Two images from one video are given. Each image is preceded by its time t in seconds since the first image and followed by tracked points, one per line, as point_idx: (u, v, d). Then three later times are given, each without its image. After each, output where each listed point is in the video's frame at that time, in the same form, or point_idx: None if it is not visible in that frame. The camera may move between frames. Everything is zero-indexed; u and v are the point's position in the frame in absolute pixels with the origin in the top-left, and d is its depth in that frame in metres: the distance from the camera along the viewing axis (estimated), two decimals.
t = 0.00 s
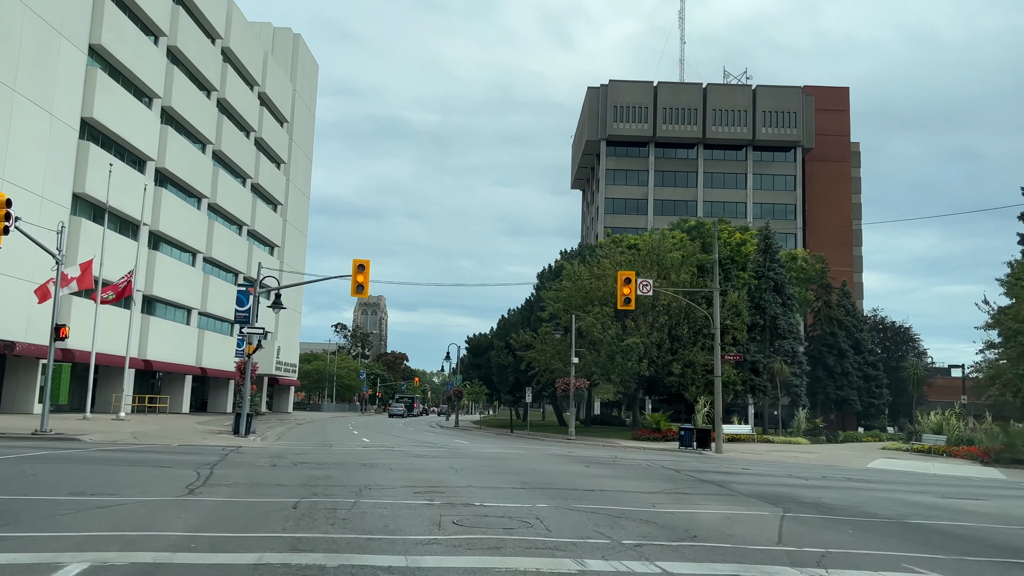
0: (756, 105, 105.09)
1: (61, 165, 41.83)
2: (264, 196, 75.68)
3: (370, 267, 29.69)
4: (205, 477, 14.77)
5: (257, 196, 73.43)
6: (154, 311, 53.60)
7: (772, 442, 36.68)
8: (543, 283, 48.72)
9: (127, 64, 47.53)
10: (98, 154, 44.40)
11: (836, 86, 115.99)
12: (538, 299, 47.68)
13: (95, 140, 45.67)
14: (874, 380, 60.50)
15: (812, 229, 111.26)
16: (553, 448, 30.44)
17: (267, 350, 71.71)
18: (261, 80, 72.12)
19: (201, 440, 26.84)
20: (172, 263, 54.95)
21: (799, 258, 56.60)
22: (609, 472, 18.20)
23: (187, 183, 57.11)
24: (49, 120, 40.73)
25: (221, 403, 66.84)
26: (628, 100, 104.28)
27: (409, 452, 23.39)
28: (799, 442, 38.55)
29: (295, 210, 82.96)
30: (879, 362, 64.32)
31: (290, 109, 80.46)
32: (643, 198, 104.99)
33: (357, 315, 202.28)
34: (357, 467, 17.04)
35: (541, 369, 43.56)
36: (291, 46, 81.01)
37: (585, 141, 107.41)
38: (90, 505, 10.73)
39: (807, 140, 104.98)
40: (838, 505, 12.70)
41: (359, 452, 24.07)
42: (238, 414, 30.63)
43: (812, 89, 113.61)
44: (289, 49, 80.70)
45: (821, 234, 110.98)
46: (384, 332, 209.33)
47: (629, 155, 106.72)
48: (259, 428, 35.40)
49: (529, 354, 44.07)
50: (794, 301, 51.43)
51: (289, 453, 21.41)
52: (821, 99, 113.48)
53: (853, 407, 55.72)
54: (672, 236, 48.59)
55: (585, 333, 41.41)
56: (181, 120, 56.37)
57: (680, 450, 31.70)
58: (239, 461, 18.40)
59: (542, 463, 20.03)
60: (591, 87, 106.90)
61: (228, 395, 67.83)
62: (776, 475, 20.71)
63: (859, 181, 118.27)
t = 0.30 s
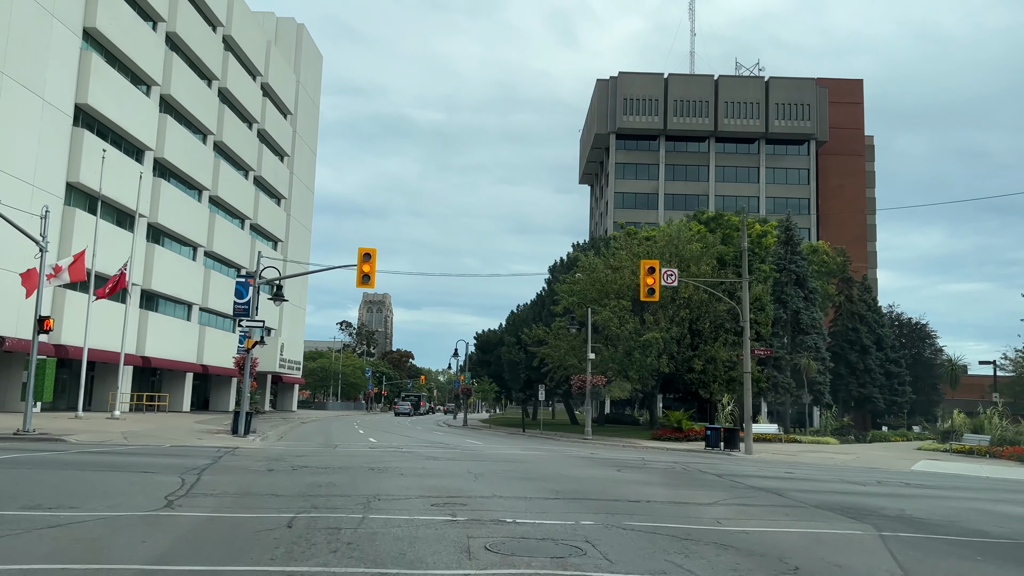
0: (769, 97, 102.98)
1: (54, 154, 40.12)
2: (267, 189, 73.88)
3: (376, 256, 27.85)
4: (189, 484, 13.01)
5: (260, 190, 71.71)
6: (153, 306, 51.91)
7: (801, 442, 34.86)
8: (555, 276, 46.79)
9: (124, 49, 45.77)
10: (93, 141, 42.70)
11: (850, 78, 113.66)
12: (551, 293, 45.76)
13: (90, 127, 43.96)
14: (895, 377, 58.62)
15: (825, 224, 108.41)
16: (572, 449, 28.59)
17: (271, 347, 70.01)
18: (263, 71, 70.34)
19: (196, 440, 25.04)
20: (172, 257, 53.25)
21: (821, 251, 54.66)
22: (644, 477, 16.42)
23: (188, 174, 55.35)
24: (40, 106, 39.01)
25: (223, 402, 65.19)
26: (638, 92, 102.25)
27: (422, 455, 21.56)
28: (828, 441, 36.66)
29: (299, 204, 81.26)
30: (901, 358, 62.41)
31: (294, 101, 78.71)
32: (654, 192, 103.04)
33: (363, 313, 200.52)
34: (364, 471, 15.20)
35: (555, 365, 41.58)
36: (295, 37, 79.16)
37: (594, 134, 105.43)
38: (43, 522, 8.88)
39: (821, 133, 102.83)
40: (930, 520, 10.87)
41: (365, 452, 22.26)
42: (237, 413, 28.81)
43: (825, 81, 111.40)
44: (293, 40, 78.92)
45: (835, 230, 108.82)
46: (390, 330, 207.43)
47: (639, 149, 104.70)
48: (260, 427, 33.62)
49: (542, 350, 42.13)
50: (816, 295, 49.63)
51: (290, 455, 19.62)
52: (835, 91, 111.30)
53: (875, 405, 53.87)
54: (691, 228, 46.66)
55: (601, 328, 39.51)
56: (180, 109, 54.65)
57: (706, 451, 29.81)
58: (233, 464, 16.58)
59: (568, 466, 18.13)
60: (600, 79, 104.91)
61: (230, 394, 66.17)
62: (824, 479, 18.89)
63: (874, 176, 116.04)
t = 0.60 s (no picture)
0: (780, 90, 101.18)
1: (47, 142, 38.64)
2: (269, 183, 72.34)
3: (381, 246, 26.29)
4: (171, 492, 11.42)
5: (263, 184, 70.19)
6: (151, 302, 50.43)
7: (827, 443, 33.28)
8: (567, 271, 45.13)
9: (121, 35, 44.24)
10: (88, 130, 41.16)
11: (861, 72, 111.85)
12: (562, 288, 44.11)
13: (85, 115, 42.43)
14: (916, 376, 56.96)
15: (837, 220, 106.54)
16: (591, 450, 26.98)
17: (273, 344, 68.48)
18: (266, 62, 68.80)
19: (190, 441, 23.45)
20: (172, 251, 51.76)
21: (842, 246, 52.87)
22: (682, 483, 14.84)
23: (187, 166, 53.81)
24: (32, 91, 37.50)
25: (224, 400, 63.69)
26: (646, 86, 100.58)
27: (433, 457, 19.96)
28: (855, 442, 34.98)
29: (303, 199, 79.76)
30: (920, 356, 60.72)
31: (297, 93, 77.17)
32: (663, 188, 101.33)
33: (367, 311, 198.97)
34: (370, 478, 13.59)
35: (567, 363, 39.90)
36: (298, 29, 77.63)
37: (602, 129, 103.72)
38: None
39: (834, 127, 101.00)
40: None
41: (371, 454, 20.68)
42: (235, 412, 27.20)
43: (837, 75, 109.50)
44: (296, 31, 77.37)
45: (847, 225, 106.97)
46: (394, 328, 205.77)
47: (648, 143, 103.01)
48: (261, 426, 32.05)
49: (553, 347, 40.44)
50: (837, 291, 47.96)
51: (292, 458, 17.97)
52: (847, 85, 109.42)
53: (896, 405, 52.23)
54: (708, 220, 44.99)
55: (616, 324, 37.86)
56: (180, 100, 53.15)
57: (732, 453, 28.19)
58: (225, 468, 14.97)
59: (594, 471, 16.51)
60: (609, 73, 103.17)
61: (232, 392, 64.67)
62: (874, 484, 17.30)
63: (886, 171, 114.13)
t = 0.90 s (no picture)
0: (790, 86, 99.71)
1: (40, 133, 37.44)
2: (272, 179, 71.09)
3: (386, 238, 25.07)
4: (152, 501, 10.17)
5: (264, 179, 68.94)
6: (150, 298, 49.21)
7: (851, 445, 31.99)
8: (578, 266, 43.85)
9: (118, 24, 43.00)
10: (85, 121, 39.98)
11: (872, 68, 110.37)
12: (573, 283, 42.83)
13: (82, 106, 41.26)
14: (933, 375, 55.64)
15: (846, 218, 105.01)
16: (605, 453, 25.65)
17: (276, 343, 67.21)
18: (268, 55, 67.53)
19: (185, 442, 22.20)
20: (172, 247, 50.56)
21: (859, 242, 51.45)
22: (717, 491, 13.52)
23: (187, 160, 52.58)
24: (25, 81, 36.28)
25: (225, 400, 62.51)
26: (654, 81, 99.28)
27: (442, 459, 18.63)
28: (879, 444, 33.63)
29: (306, 195, 78.52)
30: (937, 355, 59.35)
31: (300, 87, 75.90)
32: (670, 185, 100.02)
33: (370, 310, 197.87)
34: (376, 485, 12.29)
35: (578, 361, 38.63)
36: (301, 22, 76.34)
37: (609, 125, 102.42)
38: None
39: (844, 123, 99.53)
40: None
41: (377, 457, 19.37)
42: (233, 412, 25.88)
43: (847, 71, 107.95)
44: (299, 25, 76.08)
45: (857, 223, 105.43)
46: (398, 328, 204.60)
47: (655, 140, 101.69)
48: (261, 426, 30.78)
49: (564, 344, 39.14)
50: (855, 288, 46.62)
51: (293, 462, 16.70)
52: (856, 81, 107.91)
53: (914, 405, 50.97)
54: (722, 213, 43.66)
55: (629, 321, 36.54)
56: (180, 92, 51.90)
57: (754, 455, 26.89)
58: (217, 473, 13.67)
59: (621, 478, 15.18)
60: (615, 68, 101.82)
61: (233, 391, 63.47)
62: (920, 491, 15.95)
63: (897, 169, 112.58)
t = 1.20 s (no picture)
0: (796, 84, 98.73)
1: (36, 127, 36.55)
2: (273, 177, 70.15)
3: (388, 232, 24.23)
4: (133, 511, 9.21)
5: (265, 177, 68.04)
6: (148, 297, 48.32)
7: (868, 448, 30.95)
8: (586, 264, 42.92)
9: (115, 16, 42.08)
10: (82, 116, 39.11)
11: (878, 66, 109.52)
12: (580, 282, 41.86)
13: (79, 100, 40.41)
14: (946, 376, 54.59)
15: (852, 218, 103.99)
16: (616, 455, 24.69)
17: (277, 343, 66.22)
18: (269, 51, 66.65)
19: (180, 444, 21.23)
20: (171, 245, 49.69)
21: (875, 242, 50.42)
22: (747, 499, 12.56)
23: (186, 156, 51.65)
24: (20, 73, 35.39)
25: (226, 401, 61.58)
26: (659, 79, 98.36)
27: (449, 463, 17.67)
28: (897, 447, 32.60)
29: (307, 194, 77.61)
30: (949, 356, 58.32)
31: (301, 84, 75.03)
32: (675, 184, 99.03)
33: (372, 311, 196.96)
34: (381, 493, 11.34)
35: (585, 361, 37.63)
36: (303, 19, 75.51)
37: (613, 124, 101.47)
38: None
39: (851, 122, 98.54)
40: None
41: (382, 459, 18.40)
42: (231, 413, 24.83)
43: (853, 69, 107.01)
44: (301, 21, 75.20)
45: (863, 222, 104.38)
46: (400, 328, 203.64)
47: (660, 138, 100.73)
48: (259, 428, 29.80)
49: (571, 343, 38.15)
50: (867, 287, 45.62)
51: (291, 467, 15.73)
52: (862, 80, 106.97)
53: (928, 407, 49.95)
54: (732, 210, 42.68)
55: (638, 320, 35.54)
56: (180, 87, 51.02)
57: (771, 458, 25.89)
58: (209, 479, 12.71)
59: (640, 484, 14.22)
60: (619, 66, 100.89)
61: (233, 392, 62.52)
62: (958, 497, 14.96)
63: (903, 168, 111.53)
